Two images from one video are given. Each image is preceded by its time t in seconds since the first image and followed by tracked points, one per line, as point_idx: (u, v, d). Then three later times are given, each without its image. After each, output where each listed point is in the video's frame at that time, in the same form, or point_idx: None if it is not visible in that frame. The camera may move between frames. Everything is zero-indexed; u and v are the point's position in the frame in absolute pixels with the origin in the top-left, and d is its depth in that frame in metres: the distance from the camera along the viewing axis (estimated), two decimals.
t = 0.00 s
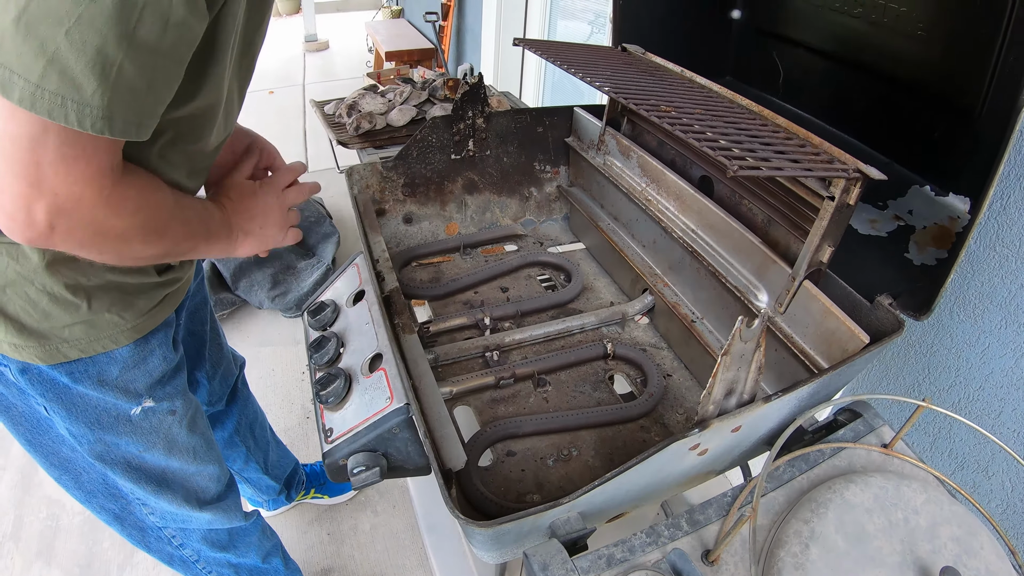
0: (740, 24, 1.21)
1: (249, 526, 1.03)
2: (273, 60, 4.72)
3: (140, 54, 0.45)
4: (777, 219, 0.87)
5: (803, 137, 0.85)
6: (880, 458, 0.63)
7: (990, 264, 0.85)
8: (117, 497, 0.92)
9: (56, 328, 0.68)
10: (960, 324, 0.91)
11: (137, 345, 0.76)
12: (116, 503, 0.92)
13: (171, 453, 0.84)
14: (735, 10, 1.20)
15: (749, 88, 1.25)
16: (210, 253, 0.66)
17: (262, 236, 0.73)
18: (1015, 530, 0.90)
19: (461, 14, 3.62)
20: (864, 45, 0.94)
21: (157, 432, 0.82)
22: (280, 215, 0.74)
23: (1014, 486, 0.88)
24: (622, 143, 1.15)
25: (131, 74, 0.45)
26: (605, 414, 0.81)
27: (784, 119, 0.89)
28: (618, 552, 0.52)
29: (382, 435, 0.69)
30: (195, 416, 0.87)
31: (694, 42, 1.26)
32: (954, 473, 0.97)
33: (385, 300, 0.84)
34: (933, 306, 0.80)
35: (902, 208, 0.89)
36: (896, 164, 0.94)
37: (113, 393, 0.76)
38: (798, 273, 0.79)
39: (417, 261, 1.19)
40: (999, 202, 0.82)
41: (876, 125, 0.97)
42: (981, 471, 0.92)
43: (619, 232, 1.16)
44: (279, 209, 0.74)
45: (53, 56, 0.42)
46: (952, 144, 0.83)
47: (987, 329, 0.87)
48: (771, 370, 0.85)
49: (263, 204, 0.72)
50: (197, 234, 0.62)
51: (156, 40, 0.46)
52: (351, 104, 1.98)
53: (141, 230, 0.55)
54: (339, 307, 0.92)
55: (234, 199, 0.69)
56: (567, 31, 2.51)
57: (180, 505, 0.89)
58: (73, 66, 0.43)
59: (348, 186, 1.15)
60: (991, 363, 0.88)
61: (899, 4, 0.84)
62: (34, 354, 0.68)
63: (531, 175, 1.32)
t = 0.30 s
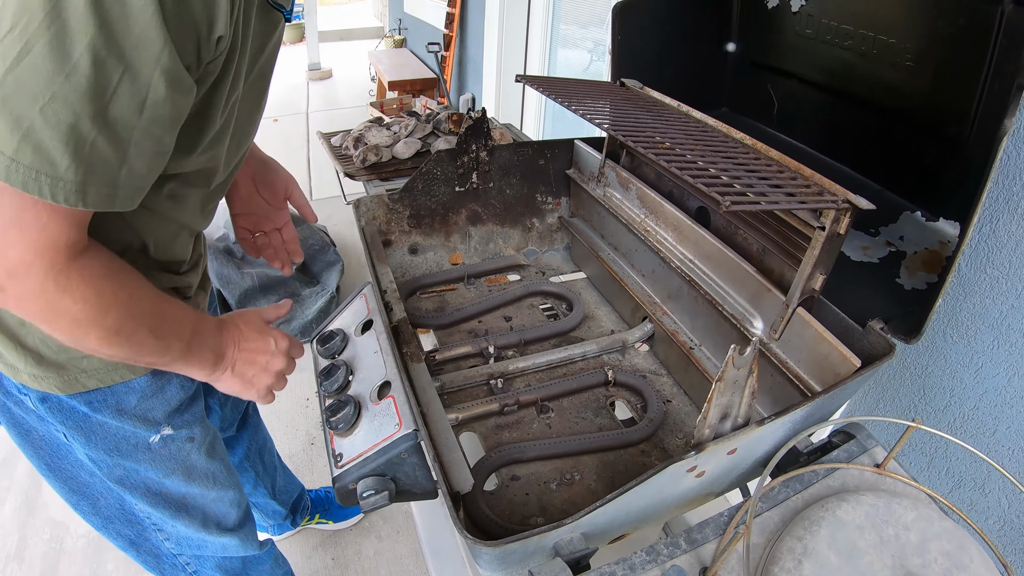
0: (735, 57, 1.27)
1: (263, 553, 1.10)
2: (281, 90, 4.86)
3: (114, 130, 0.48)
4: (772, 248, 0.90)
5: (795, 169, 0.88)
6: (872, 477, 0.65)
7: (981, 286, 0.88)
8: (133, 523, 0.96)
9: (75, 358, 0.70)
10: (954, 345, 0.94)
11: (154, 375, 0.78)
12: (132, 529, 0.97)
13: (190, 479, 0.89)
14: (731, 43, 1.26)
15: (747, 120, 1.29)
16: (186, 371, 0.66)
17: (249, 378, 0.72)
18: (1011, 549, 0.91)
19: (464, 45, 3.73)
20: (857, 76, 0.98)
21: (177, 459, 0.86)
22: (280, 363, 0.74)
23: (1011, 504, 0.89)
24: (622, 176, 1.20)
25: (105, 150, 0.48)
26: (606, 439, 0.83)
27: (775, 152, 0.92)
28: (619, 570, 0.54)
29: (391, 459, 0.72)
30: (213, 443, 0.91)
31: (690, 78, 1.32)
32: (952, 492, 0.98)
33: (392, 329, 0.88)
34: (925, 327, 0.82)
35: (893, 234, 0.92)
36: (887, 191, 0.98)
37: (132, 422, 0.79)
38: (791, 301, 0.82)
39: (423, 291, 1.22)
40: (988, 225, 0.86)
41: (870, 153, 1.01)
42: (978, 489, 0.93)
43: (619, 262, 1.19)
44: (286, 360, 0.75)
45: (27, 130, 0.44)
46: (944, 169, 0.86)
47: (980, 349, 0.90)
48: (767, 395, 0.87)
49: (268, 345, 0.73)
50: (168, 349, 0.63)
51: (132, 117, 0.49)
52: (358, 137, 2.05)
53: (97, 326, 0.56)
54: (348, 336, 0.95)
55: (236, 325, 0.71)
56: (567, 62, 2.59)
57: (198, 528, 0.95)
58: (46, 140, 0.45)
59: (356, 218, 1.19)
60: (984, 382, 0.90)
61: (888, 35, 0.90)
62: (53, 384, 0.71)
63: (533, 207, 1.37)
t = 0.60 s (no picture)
0: (727, 102, 1.36)
1: None
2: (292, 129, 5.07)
3: (139, 211, 0.53)
4: (760, 287, 0.98)
5: (779, 216, 0.95)
6: (852, 497, 0.72)
7: (961, 316, 0.94)
8: (156, 549, 1.03)
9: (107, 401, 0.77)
10: (937, 372, 1.00)
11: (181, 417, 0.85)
12: (155, 555, 1.04)
13: (214, 510, 0.95)
14: (723, 89, 1.35)
15: (739, 163, 1.37)
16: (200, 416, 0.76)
17: (263, 422, 0.83)
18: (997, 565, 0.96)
19: (469, 82, 3.91)
20: (842, 121, 1.07)
21: (201, 492, 0.93)
22: (290, 408, 0.86)
23: (995, 521, 0.94)
24: (621, 220, 1.29)
25: (132, 230, 0.53)
26: (608, 466, 0.89)
27: (763, 200, 0.99)
28: None
29: (410, 485, 0.78)
30: (236, 476, 0.97)
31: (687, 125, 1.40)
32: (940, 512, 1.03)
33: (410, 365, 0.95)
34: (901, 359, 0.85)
35: (875, 270, 0.97)
36: (871, 230, 1.05)
37: (160, 459, 0.86)
38: (777, 337, 0.89)
39: (434, 327, 1.30)
40: (966, 258, 0.92)
41: (854, 194, 1.09)
42: (964, 508, 0.98)
43: (620, 300, 1.27)
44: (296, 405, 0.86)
45: (59, 213, 0.50)
46: (922, 207, 0.95)
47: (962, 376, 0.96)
48: (757, 423, 0.94)
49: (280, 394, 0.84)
50: (183, 401, 0.72)
51: (157, 200, 0.54)
52: (371, 179, 2.18)
53: (119, 380, 0.64)
54: (367, 371, 1.03)
55: (252, 376, 0.81)
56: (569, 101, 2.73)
57: (220, 556, 1.01)
58: (76, 222, 0.51)
59: (372, 259, 1.27)
60: (966, 406, 0.96)
61: (870, 84, 0.99)
62: (87, 425, 0.78)
63: (538, 247, 1.45)
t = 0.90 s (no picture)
0: (720, 115, 1.41)
1: None
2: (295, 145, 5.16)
3: (143, 239, 0.57)
4: (751, 294, 1.01)
5: (767, 224, 0.99)
6: (844, 492, 0.74)
7: (951, 318, 0.97)
8: (164, 555, 1.06)
9: (116, 414, 0.81)
10: (929, 373, 1.02)
11: (189, 431, 0.88)
12: (164, 561, 1.07)
13: (220, 520, 0.98)
14: (717, 102, 1.40)
15: (732, 174, 1.41)
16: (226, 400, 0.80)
17: (280, 399, 0.87)
18: (991, 562, 0.98)
19: (470, 97, 3.98)
20: (831, 132, 1.10)
21: (207, 503, 0.95)
22: (305, 382, 0.90)
23: (989, 519, 0.96)
24: (618, 231, 1.33)
25: (137, 257, 0.58)
26: (607, 468, 0.92)
27: (753, 209, 1.02)
28: (615, 571, 0.64)
29: (415, 485, 0.81)
30: (243, 488, 0.99)
31: (681, 139, 1.45)
32: (936, 511, 1.05)
33: (415, 371, 0.99)
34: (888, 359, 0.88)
35: (864, 275, 1.01)
36: (861, 237, 1.09)
37: (168, 470, 0.89)
38: (768, 340, 0.92)
39: (438, 337, 1.34)
40: (954, 262, 0.95)
41: (844, 203, 1.12)
42: (960, 506, 1.00)
43: (618, 309, 1.31)
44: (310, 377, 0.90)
45: (66, 242, 0.54)
46: (910, 216, 1.00)
47: (954, 376, 0.98)
48: (751, 425, 0.97)
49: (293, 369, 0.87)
50: (206, 391, 0.75)
51: (160, 227, 0.58)
52: (376, 194, 2.23)
53: (139, 383, 0.68)
54: (373, 378, 1.07)
55: (266, 358, 0.85)
56: (569, 116, 2.79)
57: (226, 564, 1.04)
58: (83, 251, 0.54)
59: (377, 271, 1.31)
60: (959, 406, 0.98)
61: (855, 95, 1.02)
62: (97, 436, 0.81)
63: (538, 259, 1.49)
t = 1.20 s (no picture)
0: (706, 108, 1.41)
1: None
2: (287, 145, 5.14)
3: (127, 221, 0.57)
4: (734, 279, 1.02)
5: (748, 209, 1.00)
6: (827, 472, 0.75)
7: (936, 301, 0.96)
8: (156, 547, 1.06)
9: (106, 404, 0.80)
10: (916, 357, 1.01)
11: (179, 421, 0.88)
12: (156, 553, 1.06)
13: (210, 512, 0.97)
14: (702, 95, 1.40)
15: (717, 165, 1.42)
16: (213, 397, 0.79)
17: (274, 399, 0.87)
18: (982, 548, 0.95)
19: (462, 97, 3.97)
20: (814, 120, 1.11)
21: (198, 494, 0.95)
22: (302, 384, 0.89)
23: (979, 502, 0.94)
24: (604, 221, 1.33)
25: (119, 239, 0.57)
26: (594, 454, 0.93)
27: (733, 195, 1.04)
28: (597, 546, 0.66)
29: (402, 470, 0.82)
30: (233, 479, 0.99)
31: (667, 130, 1.45)
32: (927, 496, 1.03)
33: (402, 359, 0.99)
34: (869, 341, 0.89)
35: (848, 261, 1.02)
36: (844, 223, 1.10)
37: (158, 460, 0.88)
38: (750, 323, 0.94)
39: (427, 329, 1.34)
40: (937, 246, 0.95)
41: (828, 190, 1.13)
42: (950, 491, 0.98)
43: (605, 299, 1.31)
44: (311, 380, 0.90)
45: (50, 221, 0.53)
46: (894, 200, 1.01)
47: (940, 361, 0.97)
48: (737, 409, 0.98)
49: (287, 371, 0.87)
50: (190, 386, 0.75)
51: (144, 211, 0.57)
52: (366, 190, 2.22)
53: (117, 372, 0.67)
54: (362, 367, 1.07)
55: (261, 356, 0.84)
56: (560, 113, 2.79)
57: (217, 556, 1.03)
58: (67, 230, 0.54)
59: (366, 264, 1.31)
60: (946, 390, 0.97)
61: (836, 83, 1.03)
62: (86, 425, 0.81)
63: (526, 251, 1.50)
